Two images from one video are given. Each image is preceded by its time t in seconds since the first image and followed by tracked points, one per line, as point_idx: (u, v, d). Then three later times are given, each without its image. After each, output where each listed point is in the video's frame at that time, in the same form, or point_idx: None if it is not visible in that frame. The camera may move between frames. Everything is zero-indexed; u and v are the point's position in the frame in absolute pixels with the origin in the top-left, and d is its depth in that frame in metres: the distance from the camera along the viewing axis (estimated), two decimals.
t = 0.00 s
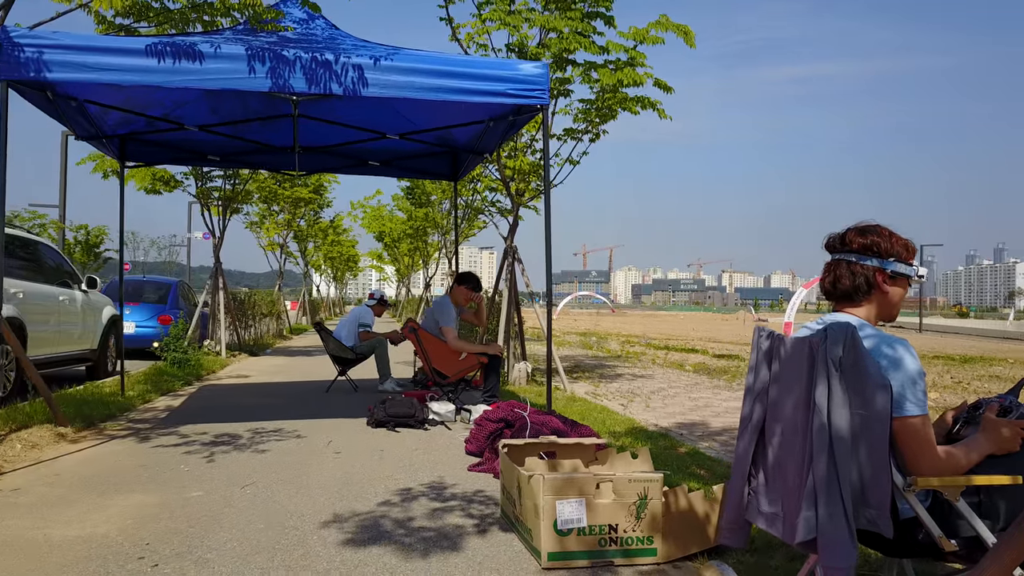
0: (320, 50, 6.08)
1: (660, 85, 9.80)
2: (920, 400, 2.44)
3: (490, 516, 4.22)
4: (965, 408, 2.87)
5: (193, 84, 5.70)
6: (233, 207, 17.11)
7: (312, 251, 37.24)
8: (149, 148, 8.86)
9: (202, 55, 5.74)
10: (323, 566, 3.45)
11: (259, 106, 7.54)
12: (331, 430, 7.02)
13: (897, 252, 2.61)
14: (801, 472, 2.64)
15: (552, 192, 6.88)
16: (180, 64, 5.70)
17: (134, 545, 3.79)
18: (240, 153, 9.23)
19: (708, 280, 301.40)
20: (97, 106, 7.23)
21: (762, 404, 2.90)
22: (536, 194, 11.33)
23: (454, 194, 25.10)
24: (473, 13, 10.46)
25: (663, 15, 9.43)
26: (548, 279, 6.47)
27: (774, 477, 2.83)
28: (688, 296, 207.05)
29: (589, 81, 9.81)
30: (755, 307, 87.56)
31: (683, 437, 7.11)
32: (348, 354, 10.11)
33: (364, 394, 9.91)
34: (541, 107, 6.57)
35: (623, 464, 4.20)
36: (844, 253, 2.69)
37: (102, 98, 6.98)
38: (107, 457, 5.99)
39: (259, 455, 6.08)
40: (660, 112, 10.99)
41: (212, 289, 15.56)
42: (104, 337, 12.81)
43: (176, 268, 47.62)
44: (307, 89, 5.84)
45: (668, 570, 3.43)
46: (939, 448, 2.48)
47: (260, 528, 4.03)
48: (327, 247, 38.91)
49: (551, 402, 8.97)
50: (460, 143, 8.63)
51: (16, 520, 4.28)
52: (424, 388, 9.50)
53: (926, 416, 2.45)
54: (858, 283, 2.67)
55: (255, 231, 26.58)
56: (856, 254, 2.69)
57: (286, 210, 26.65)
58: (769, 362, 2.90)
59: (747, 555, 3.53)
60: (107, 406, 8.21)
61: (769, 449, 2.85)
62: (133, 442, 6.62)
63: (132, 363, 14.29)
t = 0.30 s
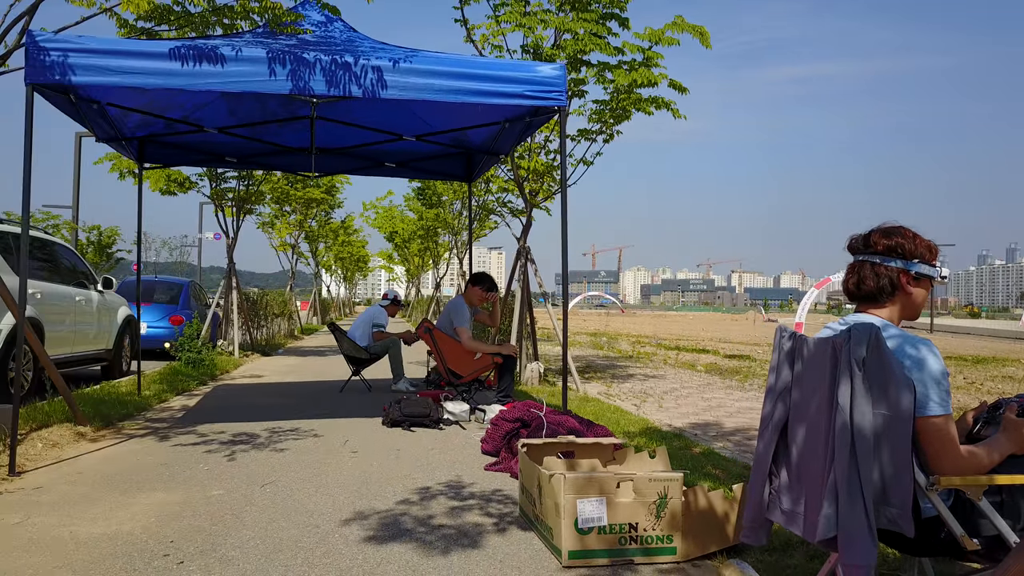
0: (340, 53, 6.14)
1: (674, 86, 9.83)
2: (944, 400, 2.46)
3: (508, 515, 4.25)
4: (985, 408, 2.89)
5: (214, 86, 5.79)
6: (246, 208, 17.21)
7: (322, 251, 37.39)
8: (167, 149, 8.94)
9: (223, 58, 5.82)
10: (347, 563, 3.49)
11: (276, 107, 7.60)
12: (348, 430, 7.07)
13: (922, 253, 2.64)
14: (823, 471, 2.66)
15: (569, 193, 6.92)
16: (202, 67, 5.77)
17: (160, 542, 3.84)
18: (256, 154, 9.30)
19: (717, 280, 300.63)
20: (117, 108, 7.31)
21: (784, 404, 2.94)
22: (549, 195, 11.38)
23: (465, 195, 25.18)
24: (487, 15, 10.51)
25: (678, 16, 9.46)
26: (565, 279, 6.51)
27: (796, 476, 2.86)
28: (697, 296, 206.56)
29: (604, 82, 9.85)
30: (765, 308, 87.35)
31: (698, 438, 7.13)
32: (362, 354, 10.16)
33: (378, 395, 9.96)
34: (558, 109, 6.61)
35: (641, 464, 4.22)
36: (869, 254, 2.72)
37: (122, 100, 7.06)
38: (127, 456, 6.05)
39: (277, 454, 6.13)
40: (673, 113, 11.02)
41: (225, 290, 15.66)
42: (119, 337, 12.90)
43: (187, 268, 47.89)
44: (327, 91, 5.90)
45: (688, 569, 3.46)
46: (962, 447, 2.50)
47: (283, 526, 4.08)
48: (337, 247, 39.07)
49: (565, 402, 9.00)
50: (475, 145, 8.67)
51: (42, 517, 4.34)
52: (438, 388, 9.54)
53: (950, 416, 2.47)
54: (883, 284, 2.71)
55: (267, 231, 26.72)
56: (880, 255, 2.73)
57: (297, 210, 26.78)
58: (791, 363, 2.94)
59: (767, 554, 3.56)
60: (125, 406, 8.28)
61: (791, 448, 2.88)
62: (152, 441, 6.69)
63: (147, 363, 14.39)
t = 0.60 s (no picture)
0: (347, 53, 6.15)
1: (678, 86, 9.85)
2: (960, 400, 2.47)
3: (519, 515, 4.26)
4: (1000, 408, 2.89)
5: (222, 87, 5.79)
6: (249, 208, 17.22)
7: (323, 251, 37.40)
8: (172, 150, 8.95)
9: (231, 59, 5.83)
10: (360, 563, 3.49)
11: (282, 107, 7.62)
12: (354, 430, 7.08)
13: (938, 255, 2.65)
14: (839, 470, 2.66)
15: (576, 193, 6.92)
16: (209, 67, 5.79)
17: (172, 543, 3.85)
18: (261, 155, 9.32)
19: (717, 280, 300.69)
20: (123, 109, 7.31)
21: (797, 404, 2.92)
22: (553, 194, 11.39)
23: (467, 195, 25.20)
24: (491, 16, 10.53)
25: (682, 17, 9.47)
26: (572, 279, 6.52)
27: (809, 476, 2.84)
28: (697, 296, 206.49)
29: (608, 82, 9.87)
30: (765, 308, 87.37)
31: (704, 438, 7.14)
32: (367, 354, 10.16)
33: (382, 395, 9.96)
34: (565, 110, 6.62)
35: (652, 464, 4.23)
36: (885, 256, 2.74)
37: (128, 100, 7.07)
38: (135, 456, 6.05)
39: (285, 454, 6.14)
40: (677, 113, 11.04)
41: (227, 290, 15.66)
42: (122, 338, 12.90)
43: (188, 269, 47.94)
44: (335, 91, 5.92)
45: (700, 569, 3.47)
46: (978, 448, 2.51)
47: (294, 527, 4.08)
48: (338, 248, 39.09)
49: (570, 402, 9.01)
50: (479, 145, 8.68)
51: (53, 517, 4.35)
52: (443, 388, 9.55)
53: (967, 416, 2.48)
54: (899, 286, 2.73)
55: (268, 232, 26.72)
56: (897, 257, 2.74)
57: (298, 211, 26.79)
58: (805, 363, 2.93)
59: (780, 554, 3.56)
60: (130, 406, 8.29)
61: (805, 448, 2.86)
62: (160, 441, 6.70)
63: (149, 363, 14.40)
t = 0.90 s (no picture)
0: (364, 53, 6.13)
1: (695, 85, 9.76)
2: (1005, 402, 2.41)
3: (543, 519, 4.20)
4: None
5: (239, 87, 5.78)
6: (264, 209, 17.26)
7: (337, 253, 37.48)
8: (190, 151, 8.96)
9: (248, 59, 5.82)
10: (386, 567, 3.45)
11: (300, 108, 7.61)
12: (373, 431, 7.05)
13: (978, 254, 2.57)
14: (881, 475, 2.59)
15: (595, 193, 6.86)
16: (226, 67, 5.77)
17: (195, 545, 3.82)
18: (278, 156, 9.31)
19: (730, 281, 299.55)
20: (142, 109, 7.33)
21: (832, 406, 2.85)
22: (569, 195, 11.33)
23: (480, 195, 25.17)
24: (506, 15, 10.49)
25: (699, 15, 9.38)
26: (591, 280, 6.46)
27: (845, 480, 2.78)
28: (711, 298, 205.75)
29: (624, 81, 9.80)
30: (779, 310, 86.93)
31: (726, 440, 7.06)
32: (384, 355, 10.13)
33: (399, 396, 9.93)
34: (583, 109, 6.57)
35: (679, 467, 4.17)
36: (923, 256, 2.67)
37: (146, 101, 7.08)
38: (155, 457, 6.05)
39: (304, 455, 6.12)
40: (694, 112, 10.95)
41: (243, 291, 15.70)
42: (139, 339, 12.94)
43: (202, 271, 48.18)
44: (352, 91, 5.89)
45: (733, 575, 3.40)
46: None
47: (317, 529, 4.05)
48: (352, 249, 39.18)
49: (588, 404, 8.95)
50: (495, 145, 8.62)
51: (74, 518, 4.33)
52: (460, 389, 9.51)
53: (1013, 420, 2.42)
54: (937, 287, 2.66)
55: (283, 233, 26.80)
56: (935, 257, 2.67)
57: (313, 212, 26.85)
58: (840, 364, 2.86)
59: (813, 560, 3.50)
60: (149, 407, 8.29)
61: (840, 451, 2.79)
62: (179, 442, 6.69)
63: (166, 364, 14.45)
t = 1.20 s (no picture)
0: (399, 51, 6.04)
1: (732, 82, 9.58)
2: None
3: (583, 526, 4.06)
4: None
5: (275, 86, 5.71)
6: (294, 211, 17.29)
7: (365, 255, 37.59)
8: (221, 151, 8.95)
9: (283, 57, 5.75)
10: None
11: (333, 107, 7.55)
12: (405, 434, 6.95)
13: None
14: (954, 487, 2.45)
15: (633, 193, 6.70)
16: (261, 66, 5.71)
17: (228, 551, 3.74)
18: (309, 156, 9.28)
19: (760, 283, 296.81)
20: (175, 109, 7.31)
21: (895, 413, 2.70)
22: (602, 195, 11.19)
23: (509, 196, 25.09)
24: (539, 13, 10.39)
25: (737, 10, 9.20)
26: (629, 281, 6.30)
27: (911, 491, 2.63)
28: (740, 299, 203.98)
29: (660, 79, 9.64)
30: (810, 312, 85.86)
31: (765, 445, 6.87)
32: (413, 356, 9.98)
33: (429, 398, 9.84)
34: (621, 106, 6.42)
35: (724, 475, 4.01)
36: (998, 254, 2.50)
37: (179, 101, 7.06)
38: (187, 460, 6.00)
39: (336, 458, 6.04)
40: (730, 109, 10.76)
41: (273, 293, 15.73)
42: (170, 339, 13.00)
43: (232, 272, 48.62)
44: (387, 89, 5.80)
45: None
46: None
47: (352, 536, 3.95)
48: (380, 250, 39.29)
49: (622, 407, 8.81)
50: (528, 144, 8.50)
51: (106, 522, 4.27)
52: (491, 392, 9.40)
53: None
54: (1014, 287, 2.49)
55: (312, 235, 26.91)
56: (1011, 255, 2.50)
57: (342, 213, 26.93)
58: (904, 369, 2.70)
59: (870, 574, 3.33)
60: (180, 408, 8.27)
61: (905, 461, 2.64)
62: (210, 444, 6.64)
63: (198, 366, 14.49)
